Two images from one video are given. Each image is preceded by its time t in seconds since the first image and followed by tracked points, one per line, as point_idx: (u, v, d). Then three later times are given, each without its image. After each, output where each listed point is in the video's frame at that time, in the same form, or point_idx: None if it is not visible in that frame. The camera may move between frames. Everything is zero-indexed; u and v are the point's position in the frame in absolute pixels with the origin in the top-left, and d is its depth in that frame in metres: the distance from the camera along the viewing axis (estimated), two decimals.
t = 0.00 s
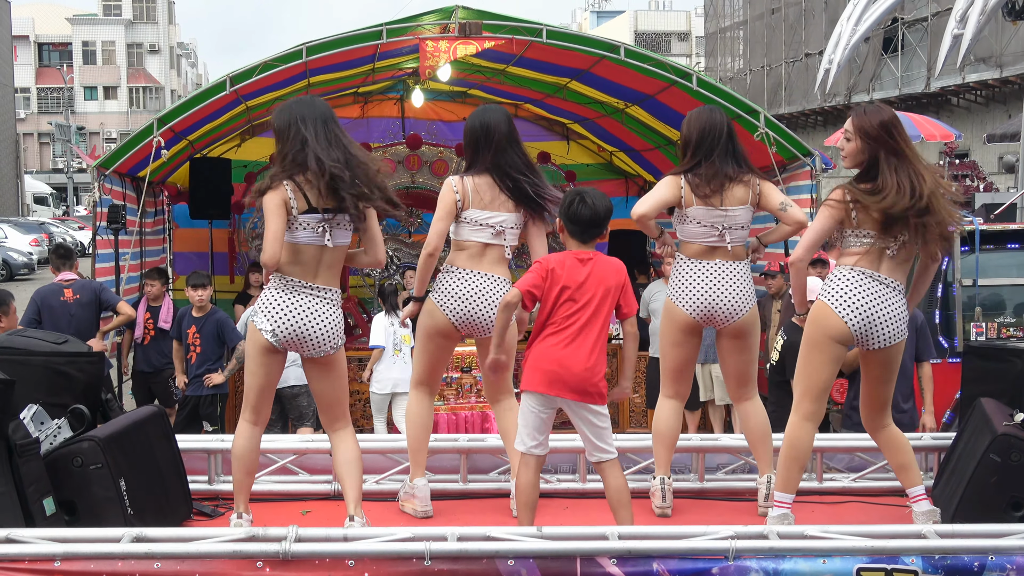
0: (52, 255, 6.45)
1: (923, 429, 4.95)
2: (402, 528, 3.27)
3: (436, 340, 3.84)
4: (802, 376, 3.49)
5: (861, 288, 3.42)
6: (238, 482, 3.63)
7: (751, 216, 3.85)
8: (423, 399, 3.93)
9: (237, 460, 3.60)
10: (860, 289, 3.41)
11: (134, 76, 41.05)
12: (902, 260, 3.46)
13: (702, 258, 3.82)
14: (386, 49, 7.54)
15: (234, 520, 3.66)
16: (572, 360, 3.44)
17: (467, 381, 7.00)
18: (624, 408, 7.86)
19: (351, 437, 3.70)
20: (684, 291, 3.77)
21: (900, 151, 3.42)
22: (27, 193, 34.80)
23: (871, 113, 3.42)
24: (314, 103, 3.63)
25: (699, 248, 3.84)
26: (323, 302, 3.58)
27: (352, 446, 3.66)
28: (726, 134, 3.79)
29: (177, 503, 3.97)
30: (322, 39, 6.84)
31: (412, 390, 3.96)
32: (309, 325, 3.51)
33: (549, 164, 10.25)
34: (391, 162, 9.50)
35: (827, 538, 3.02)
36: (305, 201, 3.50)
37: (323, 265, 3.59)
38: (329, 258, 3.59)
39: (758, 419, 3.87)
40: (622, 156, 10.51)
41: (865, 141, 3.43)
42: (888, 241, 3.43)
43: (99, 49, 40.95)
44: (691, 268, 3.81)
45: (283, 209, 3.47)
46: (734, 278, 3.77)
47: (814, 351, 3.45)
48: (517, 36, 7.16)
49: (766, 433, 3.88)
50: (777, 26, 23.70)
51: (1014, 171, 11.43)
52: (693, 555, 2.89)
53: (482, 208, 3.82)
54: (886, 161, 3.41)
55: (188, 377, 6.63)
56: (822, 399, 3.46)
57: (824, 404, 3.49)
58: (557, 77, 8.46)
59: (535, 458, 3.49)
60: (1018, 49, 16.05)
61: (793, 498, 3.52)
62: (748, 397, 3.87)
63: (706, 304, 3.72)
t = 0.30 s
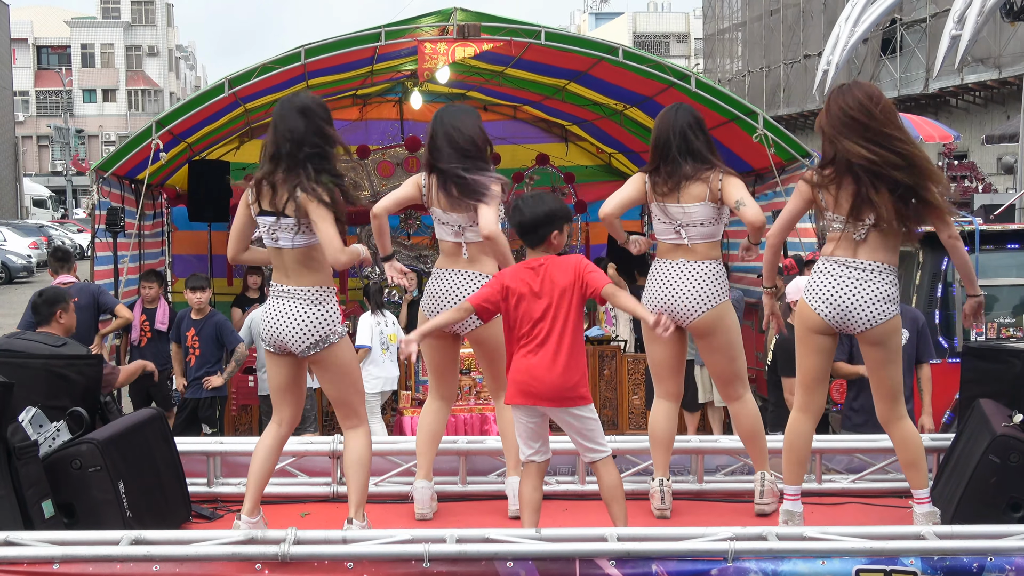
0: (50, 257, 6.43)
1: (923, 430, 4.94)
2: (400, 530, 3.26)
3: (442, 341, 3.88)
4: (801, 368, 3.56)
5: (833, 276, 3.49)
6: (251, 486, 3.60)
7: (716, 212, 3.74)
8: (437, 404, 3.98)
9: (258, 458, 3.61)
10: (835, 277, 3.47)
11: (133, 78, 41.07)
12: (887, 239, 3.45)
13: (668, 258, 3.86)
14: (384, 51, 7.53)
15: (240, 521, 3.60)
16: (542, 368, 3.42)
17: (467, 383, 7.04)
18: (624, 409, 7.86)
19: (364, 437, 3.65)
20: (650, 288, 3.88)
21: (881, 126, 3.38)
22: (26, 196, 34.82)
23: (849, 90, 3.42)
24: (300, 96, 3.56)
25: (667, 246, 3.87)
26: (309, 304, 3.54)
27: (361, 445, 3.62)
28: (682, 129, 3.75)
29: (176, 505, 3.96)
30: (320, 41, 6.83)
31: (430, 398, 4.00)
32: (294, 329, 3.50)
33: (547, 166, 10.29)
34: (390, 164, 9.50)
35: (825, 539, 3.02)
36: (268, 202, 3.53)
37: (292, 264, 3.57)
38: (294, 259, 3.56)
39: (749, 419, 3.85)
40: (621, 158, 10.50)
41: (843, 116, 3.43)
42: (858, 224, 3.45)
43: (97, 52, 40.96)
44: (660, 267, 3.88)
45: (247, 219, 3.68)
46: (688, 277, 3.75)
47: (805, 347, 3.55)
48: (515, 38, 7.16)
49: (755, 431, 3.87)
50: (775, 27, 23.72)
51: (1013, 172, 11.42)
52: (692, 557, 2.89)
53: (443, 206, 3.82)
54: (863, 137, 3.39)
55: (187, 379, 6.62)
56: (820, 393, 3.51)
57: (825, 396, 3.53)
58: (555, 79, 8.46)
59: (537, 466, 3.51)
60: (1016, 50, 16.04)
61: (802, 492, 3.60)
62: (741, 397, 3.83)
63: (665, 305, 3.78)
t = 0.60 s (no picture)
0: (49, 259, 6.42)
1: (923, 432, 4.94)
2: (400, 531, 3.26)
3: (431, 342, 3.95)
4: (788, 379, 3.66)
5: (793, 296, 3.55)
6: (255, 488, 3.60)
7: (676, 218, 3.75)
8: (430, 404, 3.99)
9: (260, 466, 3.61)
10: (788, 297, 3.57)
11: (133, 80, 41.08)
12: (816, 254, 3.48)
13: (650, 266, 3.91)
14: (384, 52, 7.53)
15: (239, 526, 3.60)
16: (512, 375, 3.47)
17: (466, 384, 7.04)
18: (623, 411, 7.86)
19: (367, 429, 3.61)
20: (641, 297, 3.90)
21: (813, 145, 3.43)
22: (26, 197, 34.83)
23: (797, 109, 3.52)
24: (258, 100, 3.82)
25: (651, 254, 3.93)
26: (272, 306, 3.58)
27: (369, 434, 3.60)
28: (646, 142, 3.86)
29: (175, 507, 3.96)
30: (319, 43, 6.85)
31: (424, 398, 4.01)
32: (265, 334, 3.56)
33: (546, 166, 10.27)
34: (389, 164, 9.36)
35: (825, 540, 3.02)
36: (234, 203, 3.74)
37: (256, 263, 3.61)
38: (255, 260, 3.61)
39: (733, 418, 3.83)
40: (620, 159, 10.51)
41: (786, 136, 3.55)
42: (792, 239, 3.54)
43: (97, 53, 40.99)
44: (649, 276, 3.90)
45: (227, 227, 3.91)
46: (669, 286, 3.77)
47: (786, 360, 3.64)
48: (514, 39, 7.16)
49: (737, 430, 3.83)
50: (775, 28, 23.75)
51: (1012, 173, 11.44)
52: (691, 558, 2.89)
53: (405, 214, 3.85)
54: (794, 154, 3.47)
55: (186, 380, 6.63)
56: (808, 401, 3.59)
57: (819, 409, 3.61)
58: (555, 80, 8.46)
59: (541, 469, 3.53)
60: (1016, 52, 16.05)
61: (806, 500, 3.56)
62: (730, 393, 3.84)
63: (652, 312, 3.82)
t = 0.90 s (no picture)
0: (46, 259, 6.38)
1: (924, 433, 4.94)
2: (400, 532, 3.25)
3: (434, 340, 3.92)
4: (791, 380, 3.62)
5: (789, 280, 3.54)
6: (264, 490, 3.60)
7: (670, 220, 3.76)
8: (435, 406, 4.00)
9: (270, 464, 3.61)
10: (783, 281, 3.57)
11: (133, 80, 41.10)
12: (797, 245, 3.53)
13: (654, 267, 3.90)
14: (384, 53, 7.53)
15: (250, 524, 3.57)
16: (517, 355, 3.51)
17: (466, 385, 7.04)
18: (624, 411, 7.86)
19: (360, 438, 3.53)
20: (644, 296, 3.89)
21: (786, 138, 3.48)
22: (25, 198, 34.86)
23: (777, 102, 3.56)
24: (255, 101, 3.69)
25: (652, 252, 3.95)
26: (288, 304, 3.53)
27: (356, 450, 3.50)
28: (636, 147, 3.86)
29: (175, 508, 3.95)
30: (319, 43, 6.84)
31: (430, 399, 4.04)
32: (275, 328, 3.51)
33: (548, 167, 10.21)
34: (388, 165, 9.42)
35: (826, 541, 3.01)
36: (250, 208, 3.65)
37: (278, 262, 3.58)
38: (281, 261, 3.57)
39: (751, 411, 3.83)
40: (620, 159, 10.50)
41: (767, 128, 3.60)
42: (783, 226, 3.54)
43: (97, 54, 41.01)
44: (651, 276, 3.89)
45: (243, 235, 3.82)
46: (669, 285, 3.76)
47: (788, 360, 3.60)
48: (514, 40, 7.17)
49: (756, 422, 3.84)
50: (775, 30, 23.78)
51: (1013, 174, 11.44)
52: (692, 560, 2.89)
53: (399, 214, 3.88)
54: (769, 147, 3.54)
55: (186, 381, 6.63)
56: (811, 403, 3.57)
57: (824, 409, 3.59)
58: (555, 80, 8.46)
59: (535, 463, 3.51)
60: (1016, 53, 16.05)
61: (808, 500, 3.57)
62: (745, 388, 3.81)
63: (656, 312, 3.79)
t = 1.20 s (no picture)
0: (48, 260, 6.38)
1: (923, 433, 4.94)
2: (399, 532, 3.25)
3: (448, 358, 3.93)
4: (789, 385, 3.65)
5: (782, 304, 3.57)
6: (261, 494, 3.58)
7: (666, 221, 3.75)
8: (446, 415, 4.03)
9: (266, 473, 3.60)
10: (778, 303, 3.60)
11: (133, 81, 41.09)
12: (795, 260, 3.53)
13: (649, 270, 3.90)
14: (384, 53, 7.53)
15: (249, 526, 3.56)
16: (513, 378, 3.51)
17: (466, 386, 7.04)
18: (623, 412, 7.86)
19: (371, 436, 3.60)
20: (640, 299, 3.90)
21: (794, 152, 3.52)
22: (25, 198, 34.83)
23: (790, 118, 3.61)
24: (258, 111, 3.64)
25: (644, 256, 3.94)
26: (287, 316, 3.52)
27: (366, 446, 3.57)
28: (636, 150, 3.84)
29: (174, 508, 3.95)
30: (319, 44, 6.84)
31: (444, 410, 4.06)
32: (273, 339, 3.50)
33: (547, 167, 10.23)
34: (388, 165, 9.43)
35: (825, 542, 3.01)
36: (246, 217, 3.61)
37: (277, 271, 3.55)
38: (276, 272, 3.55)
39: (756, 409, 3.84)
40: (620, 160, 10.49)
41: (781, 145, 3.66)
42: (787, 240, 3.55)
43: (96, 54, 41.01)
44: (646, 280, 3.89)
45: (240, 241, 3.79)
46: (662, 288, 3.76)
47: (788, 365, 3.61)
48: (514, 41, 7.16)
49: (761, 420, 3.86)
50: (775, 31, 23.80)
51: (1013, 175, 11.45)
52: (692, 561, 2.89)
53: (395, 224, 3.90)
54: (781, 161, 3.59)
55: (185, 381, 6.63)
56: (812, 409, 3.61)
57: (820, 409, 3.62)
58: (555, 81, 8.46)
59: (542, 473, 3.53)
60: (1016, 54, 16.07)
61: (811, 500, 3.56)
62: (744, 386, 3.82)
63: (654, 316, 3.78)
